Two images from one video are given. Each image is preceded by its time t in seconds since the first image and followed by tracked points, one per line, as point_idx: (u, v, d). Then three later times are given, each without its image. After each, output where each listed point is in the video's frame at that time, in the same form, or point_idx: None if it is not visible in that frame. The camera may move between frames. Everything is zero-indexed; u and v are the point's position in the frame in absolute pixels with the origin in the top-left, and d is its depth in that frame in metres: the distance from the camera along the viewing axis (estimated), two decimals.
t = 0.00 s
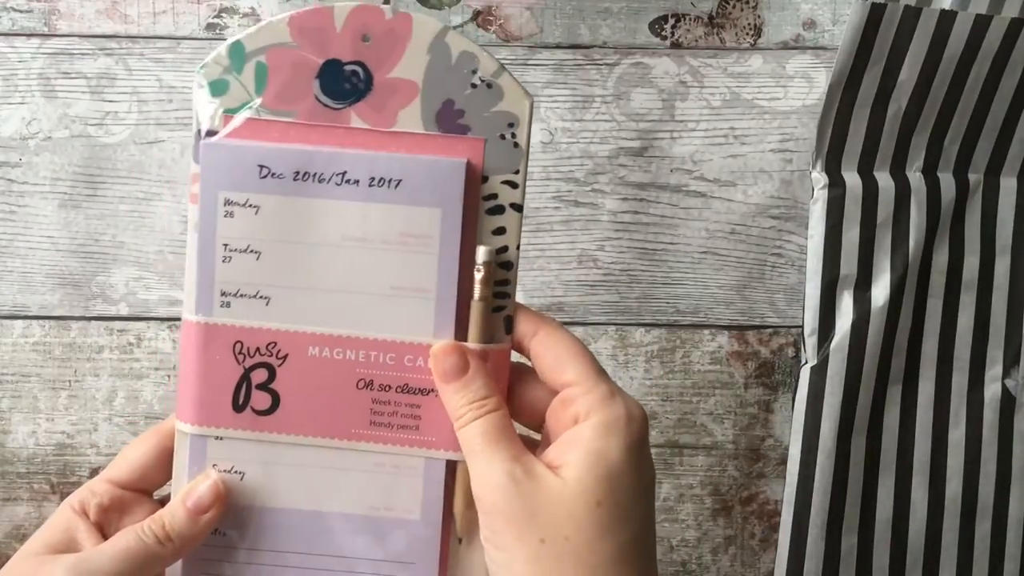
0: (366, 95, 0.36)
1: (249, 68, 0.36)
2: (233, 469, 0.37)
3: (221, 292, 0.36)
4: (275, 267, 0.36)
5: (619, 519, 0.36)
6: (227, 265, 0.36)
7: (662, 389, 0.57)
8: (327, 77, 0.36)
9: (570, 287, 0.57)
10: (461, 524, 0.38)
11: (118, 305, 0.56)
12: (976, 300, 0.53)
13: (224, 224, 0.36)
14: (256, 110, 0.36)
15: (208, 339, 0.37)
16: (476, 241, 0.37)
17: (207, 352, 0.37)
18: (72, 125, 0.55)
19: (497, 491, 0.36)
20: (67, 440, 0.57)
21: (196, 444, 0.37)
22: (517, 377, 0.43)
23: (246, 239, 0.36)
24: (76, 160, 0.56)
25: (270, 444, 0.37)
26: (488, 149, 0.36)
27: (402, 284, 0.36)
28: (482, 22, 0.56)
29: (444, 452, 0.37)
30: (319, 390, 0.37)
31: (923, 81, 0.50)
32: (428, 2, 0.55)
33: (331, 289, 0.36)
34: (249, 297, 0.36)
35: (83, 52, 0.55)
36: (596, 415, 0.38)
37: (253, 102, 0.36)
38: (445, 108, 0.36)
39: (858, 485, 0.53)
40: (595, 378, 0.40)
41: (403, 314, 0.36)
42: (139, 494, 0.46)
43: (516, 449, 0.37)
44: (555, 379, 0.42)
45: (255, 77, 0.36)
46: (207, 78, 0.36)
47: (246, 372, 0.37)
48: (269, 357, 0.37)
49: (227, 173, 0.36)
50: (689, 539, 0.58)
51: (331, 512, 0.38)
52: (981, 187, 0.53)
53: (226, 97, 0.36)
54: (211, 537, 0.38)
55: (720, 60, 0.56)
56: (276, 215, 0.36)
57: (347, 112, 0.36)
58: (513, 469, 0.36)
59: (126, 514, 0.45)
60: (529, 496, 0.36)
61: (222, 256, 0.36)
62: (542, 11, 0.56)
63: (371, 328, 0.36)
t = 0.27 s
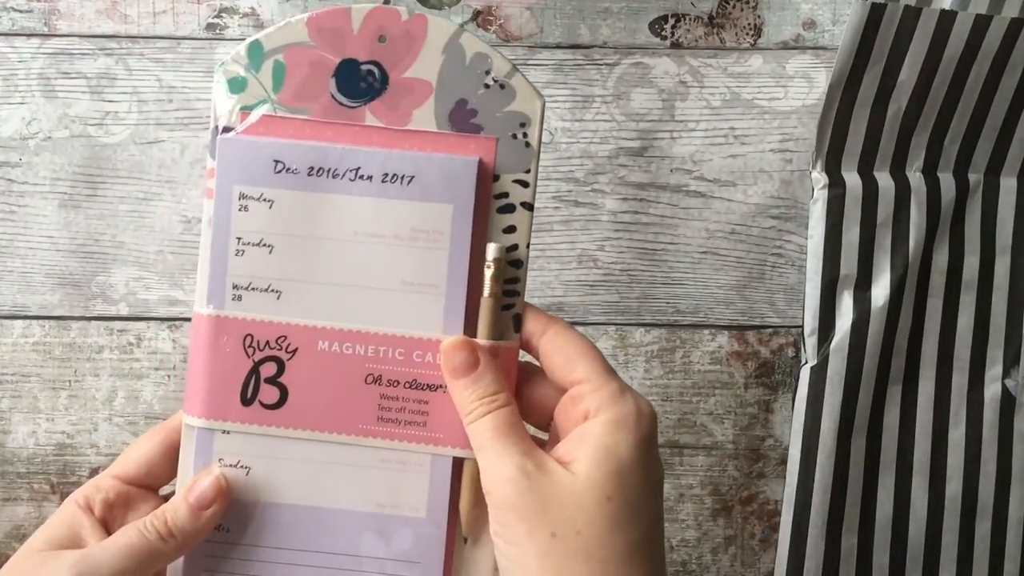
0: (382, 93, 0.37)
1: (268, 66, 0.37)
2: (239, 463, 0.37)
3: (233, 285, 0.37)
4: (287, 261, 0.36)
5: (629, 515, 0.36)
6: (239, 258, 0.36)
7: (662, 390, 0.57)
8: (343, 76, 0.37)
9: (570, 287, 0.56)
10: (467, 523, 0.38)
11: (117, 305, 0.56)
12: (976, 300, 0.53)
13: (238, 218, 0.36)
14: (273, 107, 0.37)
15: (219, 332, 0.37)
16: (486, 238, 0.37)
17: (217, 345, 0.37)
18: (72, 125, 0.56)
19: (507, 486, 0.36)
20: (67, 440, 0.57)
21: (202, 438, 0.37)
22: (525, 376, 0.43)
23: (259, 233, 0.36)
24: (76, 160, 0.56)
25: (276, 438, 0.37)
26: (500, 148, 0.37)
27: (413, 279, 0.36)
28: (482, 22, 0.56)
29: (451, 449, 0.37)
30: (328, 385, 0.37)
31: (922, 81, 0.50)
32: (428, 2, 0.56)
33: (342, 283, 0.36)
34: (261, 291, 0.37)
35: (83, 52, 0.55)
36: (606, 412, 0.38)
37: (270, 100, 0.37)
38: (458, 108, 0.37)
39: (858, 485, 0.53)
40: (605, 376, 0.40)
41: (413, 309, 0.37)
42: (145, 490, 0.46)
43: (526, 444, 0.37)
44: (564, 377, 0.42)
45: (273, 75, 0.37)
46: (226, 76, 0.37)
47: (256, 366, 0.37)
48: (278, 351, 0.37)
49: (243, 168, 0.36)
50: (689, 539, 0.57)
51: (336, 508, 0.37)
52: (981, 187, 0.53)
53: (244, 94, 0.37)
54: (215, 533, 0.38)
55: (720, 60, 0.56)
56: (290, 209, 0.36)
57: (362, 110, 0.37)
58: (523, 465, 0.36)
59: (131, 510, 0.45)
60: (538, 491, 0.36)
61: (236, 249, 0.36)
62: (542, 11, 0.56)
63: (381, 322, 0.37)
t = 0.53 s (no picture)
0: (382, 91, 0.37)
1: (269, 64, 0.37)
2: (239, 461, 0.37)
3: (234, 282, 0.37)
4: (287, 259, 0.36)
5: (631, 513, 0.36)
6: (240, 255, 0.36)
7: (662, 390, 0.57)
8: (344, 74, 0.37)
9: (570, 287, 0.56)
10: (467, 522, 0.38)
11: (117, 305, 0.56)
12: (976, 300, 0.53)
13: (239, 215, 0.36)
14: (274, 106, 0.37)
15: (220, 330, 0.37)
16: (487, 236, 0.37)
17: (217, 342, 0.37)
18: (72, 125, 0.56)
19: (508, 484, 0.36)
20: (67, 440, 0.56)
21: (203, 435, 0.37)
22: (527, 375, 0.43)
23: (261, 230, 0.36)
24: (76, 160, 0.56)
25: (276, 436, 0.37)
26: (501, 146, 0.37)
27: (414, 277, 0.36)
28: (482, 22, 0.56)
29: (451, 447, 0.37)
30: (328, 382, 0.37)
31: (923, 81, 0.50)
32: (428, 2, 0.56)
33: (342, 281, 0.36)
34: (262, 289, 0.37)
35: (83, 52, 0.55)
36: (608, 410, 0.38)
37: (272, 98, 0.37)
38: (459, 106, 0.37)
39: (858, 485, 0.53)
40: (606, 374, 0.40)
41: (414, 308, 0.37)
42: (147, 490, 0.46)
43: (527, 442, 0.37)
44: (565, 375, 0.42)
45: (275, 73, 0.37)
46: (228, 74, 0.37)
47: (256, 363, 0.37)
48: (279, 348, 0.37)
49: (244, 166, 0.36)
50: (689, 539, 0.57)
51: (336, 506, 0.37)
52: (981, 187, 0.53)
53: (245, 92, 0.37)
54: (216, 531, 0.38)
55: (720, 60, 0.56)
56: (292, 207, 0.36)
57: (363, 108, 0.37)
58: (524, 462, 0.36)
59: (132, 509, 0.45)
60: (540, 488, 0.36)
61: (237, 246, 0.36)
62: (542, 11, 0.56)
63: (381, 320, 0.37)
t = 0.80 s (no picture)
0: (386, 85, 0.37)
1: (273, 56, 0.37)
2: (238, 453, 0.37)
3: (234, 274, 0.37)
4: (288, 251, 0.36)
5: (632, 508, 0.36)
6: (241, 247, 0.36)
7: (662, 389, 0.57)
8: (348, 67, 0.37)
9: (570, 287, 0.56)
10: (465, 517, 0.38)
11: (117, 305, 0.56)
12: (976, 300, 0.53)
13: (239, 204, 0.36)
14: (278, 97, 0.37)
15: (221, 321, 0.37)
16: (489, 231, 0.37)
17: (217, 333, 0.37)
18: (72, 125, 0.56)
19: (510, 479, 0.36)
20: (67, 440, 0.56)
21: (201, 427, 0.37)
22: (527, 370, 0.43)
23: (262, 222, 0.36)
24: (76, 160, 0.56)
25: (275, 429, 0.37)
26: (503, 141, 0.37)
27: (415, 270, 0.36)
28: (482, 22, 0.56)
29: (451, 441, 0.37)
30: (328, 375, 0.37)
31: (923, 81, 0.50)
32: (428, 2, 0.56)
33: (344, 273, 0.36)
34: (262, 280, 0.37)
35: (83, 52, 0.55)
36: (609, 406, 0.38)
37: (275, 89, 0.37)
38: (463, 101, 0.37)
39: (858, 485, 0.53)
40: (607, 371, 0.40)
41: (415, 301, 0.37)
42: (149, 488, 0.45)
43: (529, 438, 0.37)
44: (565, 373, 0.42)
45: (279, 64, 0.37)
46: (231, 64, 0.37)
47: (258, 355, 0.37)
48: (279, 341, 0.37)
49: (245, 158, 0.36)
50: (688, 539, 0.57)
51: (336, 501, 0.37)
52: (981, 187, 0.53)
53: (248, 83, 0.37)
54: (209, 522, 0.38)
55: (720, 60, 0.56)
56: (293, 199, 0.36)
57: (366, 101, 0.37)
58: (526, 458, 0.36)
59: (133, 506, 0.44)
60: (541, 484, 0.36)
61: (237, 238, 0.36)
62: (542, 11, 0.56)
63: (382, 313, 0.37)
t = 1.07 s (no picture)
0: (387, 83, 0.37)
1: (273, 54, 0.37)
2: (238, 451, 0.37)
3: (235, 272, 0.37)
4: (290, 249, 0.36)
5: (634, 505, 0.36)
6: (242, 244, 0.36)
7: (662, 389, 0.57)
8: (348, 64, 0.37)
9: (570, 287, 0.56)
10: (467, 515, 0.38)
11: (117, 305, 0.56)
12: (976, 301, 0.53)
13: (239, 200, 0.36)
14: (278, 95, 0.37)
15: (221, 320, 0.37)
16: (490, 229, 0.37)
17: (218, 331, 0.37)
18: (72, 125, 0.56)
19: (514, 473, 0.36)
20: (67, 441, 0.56)
21: (202, 425, 0.37)
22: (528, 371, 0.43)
23: (263, 220, 0.36)
24: (76, 160, 0.56)
25: (276, 428, 0.37)
26: (504, 140, 0.37)
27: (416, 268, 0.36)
28: (482, 22, 0.56)
29: (453, 439, 0.37)
30: (329, 373, 0.37)
31: (923, 81, 0.50)
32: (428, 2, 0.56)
33: (345, 271, 0.36)
34: (264, 278, 0.36)
35: (83, 52, 0.55)
36: (610, 405, 0.39)
37: (276, 87, 0.37)
38: (463, 99, 0.37)
39: (858, 485, 0.53)
40: (606, 368, 0.41)
41: (416, 299, 0.37)
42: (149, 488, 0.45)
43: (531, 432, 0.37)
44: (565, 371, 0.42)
45: (279, 62, 0.37)
46: (232, 62, 0.37)
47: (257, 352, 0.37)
48: (280, 338, 0.37)
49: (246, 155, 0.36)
50: (688, 539, 0.57)
51: (337, 500, 0.37)
52: (981, 187, 0.53)
53: (250, 82, 0.37)
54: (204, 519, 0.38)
55: (720, 60, 0.56)
56: (295, 198, 0.36)
57: (367, 99, 0.37)
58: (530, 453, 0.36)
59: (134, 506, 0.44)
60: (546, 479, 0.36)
61: (238, 236, 0.36)
62: (542, 11, 0.56)
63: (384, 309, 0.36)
